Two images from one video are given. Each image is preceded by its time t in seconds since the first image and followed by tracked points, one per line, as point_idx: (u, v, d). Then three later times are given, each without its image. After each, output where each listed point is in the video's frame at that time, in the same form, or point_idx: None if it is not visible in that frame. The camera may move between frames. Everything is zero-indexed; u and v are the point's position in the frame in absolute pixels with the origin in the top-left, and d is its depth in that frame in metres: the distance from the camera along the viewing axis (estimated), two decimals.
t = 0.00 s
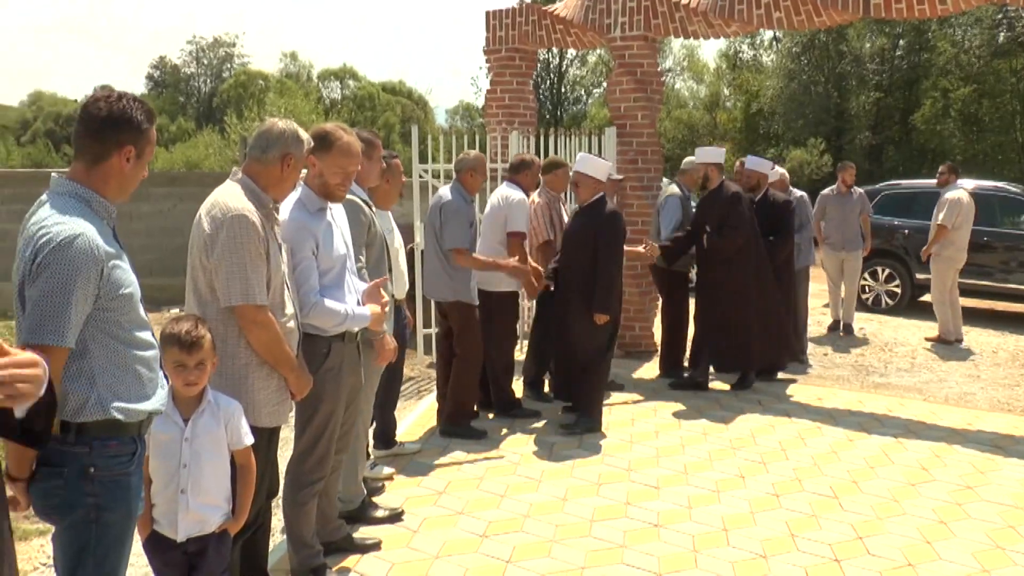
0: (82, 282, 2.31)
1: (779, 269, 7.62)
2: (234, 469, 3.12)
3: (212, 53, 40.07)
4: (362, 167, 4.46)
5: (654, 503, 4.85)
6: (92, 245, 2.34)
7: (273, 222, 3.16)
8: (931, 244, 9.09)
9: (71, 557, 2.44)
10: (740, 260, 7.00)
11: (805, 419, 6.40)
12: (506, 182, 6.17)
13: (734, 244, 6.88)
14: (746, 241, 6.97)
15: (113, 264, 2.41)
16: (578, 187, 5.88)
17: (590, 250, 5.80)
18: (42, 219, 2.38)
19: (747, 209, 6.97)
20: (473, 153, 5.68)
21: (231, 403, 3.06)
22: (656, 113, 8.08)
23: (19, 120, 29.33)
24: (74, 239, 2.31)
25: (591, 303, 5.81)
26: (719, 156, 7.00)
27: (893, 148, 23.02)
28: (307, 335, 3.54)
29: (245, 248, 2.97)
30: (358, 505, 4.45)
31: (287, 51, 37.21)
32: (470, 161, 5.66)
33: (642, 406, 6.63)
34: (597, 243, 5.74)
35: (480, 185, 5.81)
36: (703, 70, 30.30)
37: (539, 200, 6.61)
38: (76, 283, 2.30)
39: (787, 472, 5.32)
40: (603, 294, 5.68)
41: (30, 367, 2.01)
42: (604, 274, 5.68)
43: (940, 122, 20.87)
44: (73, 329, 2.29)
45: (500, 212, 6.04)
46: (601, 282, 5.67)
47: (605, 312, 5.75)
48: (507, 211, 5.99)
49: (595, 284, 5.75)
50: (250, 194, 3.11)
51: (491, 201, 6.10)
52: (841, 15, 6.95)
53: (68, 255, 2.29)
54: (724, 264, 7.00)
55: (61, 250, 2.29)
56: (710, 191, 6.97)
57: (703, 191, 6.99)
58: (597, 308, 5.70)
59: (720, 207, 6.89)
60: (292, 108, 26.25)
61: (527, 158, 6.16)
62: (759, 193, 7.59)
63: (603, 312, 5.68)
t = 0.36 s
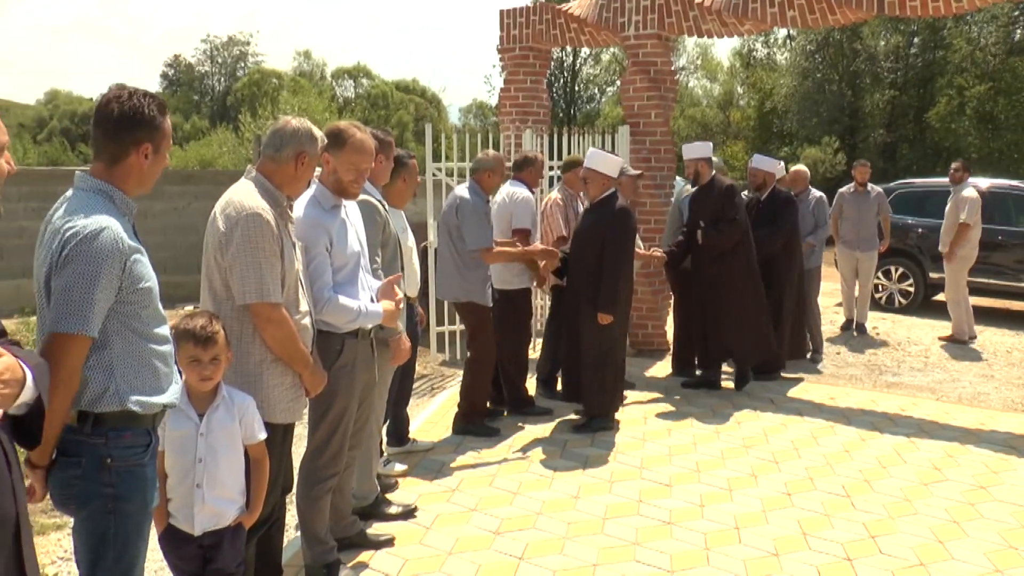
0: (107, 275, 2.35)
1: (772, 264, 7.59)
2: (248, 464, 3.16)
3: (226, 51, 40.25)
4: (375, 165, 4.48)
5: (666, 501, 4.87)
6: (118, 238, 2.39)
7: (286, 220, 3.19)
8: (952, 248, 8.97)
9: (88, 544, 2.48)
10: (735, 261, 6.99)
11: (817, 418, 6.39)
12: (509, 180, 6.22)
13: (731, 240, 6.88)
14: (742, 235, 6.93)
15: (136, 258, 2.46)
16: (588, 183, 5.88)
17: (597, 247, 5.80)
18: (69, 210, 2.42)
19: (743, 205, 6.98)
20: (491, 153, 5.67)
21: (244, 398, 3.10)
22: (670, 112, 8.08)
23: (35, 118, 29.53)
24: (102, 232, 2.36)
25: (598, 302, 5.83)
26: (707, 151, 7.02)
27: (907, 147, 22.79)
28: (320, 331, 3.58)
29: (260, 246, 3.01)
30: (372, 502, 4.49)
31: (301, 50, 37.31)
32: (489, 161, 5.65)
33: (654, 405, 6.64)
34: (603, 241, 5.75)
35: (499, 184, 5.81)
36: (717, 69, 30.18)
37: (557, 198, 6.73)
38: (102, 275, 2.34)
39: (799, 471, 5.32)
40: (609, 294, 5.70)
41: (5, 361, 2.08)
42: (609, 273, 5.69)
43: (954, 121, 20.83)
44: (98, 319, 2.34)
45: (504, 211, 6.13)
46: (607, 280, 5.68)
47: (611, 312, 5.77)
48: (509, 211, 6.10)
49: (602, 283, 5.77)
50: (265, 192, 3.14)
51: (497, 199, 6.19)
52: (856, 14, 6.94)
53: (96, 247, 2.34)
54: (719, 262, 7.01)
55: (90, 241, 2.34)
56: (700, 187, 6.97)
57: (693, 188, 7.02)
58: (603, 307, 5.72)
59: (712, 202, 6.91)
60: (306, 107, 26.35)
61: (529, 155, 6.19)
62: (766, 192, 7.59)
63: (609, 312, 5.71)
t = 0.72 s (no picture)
0: (109, 273, 2.38)
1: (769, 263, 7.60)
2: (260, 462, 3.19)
3: (235, 52, 40.41)
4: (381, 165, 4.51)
5: (673, 499, 4.89)
6: (120, 236, 2.41)
7: (295, 220, 3.22)
8: (968, 247, 8.95)
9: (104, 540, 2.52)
10: (732, 263, 6.75)
11: (824, 418, 6.40)
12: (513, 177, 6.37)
13: (728, 243, 6.67)
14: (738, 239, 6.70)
15: (139, 256, 2.48)
16: (589, 183, 5.88)
17: (602, 248, 5.81)
18: (74, 209, 2.45)
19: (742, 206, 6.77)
20: (507, 154, 5.66)
21: (258, 398, 3.14)
22: (678, 111, 8.10)
23: (46, 118, 29.68)
24: (104, 230, 2.38)
25: (604, 303, 5.84)
26: (706, 151, 6.91)
27: (916, 146, 22.58)
28: (329, 329, 3.61)
29: (268, 246, 3.04)
30: (379, 500, 4.52)
31: (309, 50, 37.38)
32: (504, 163, 5.64)
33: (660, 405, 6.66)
34: (608, 241, 5.76)
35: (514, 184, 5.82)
36: (725, 68, 30.11)
37: (564, 198, 6.80)
38: (105, 274, 2.36)
39: (806, 470, 5.33)
40: (616, 295, 5.72)
41: (26, 389, 1.94)
42: (616, 274, 5.70)
43: (963, 119, 20.75)
44: (101, 316, 2.36)
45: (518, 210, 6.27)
46: (614, 282, 5.70)
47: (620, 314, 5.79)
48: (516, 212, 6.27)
49: (608, 284, 5.78)
50: (273, 192, 3.17)
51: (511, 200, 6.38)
52: (863, 13, 6.91)
53: (98, 246, 2.36)
54: (711, 263, 6.76)
55: (91, 239, 2.36)
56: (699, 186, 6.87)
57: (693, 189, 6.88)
58: (610, 309, 5.74)
59: (710, 202, 6.75)
60: (314, 107, 26.42)
61: (530, 154, 6.27)
62: (765, 193, 7.56)
63: (618, 313, 5.72)
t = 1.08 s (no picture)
0: (101, 280, 2.39)
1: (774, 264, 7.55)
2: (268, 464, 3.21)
3: (242, 53, 40.55)
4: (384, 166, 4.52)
5: (677, 499, 4.89)
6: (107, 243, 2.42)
7: (297, 220, 3.23)
8: (965, 246, 8.93)
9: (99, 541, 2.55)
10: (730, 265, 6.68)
11: (829, 418, 6.38)
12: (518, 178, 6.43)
13: (728, 244, 6.58)
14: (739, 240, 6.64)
15: (128, 260, 2.50)
16: (588, 183, 5.88)
17: (602, 248, 5.79)
18: (53, 225, 2.43)
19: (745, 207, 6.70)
20: (526, 154, 5.69)
21: (266, 398, 3.15)
22: (683, 111, 8.09)
23: (54, 119, 29.77)
24: (86, 239, 2.38)
25: (604, 304, 5.83)
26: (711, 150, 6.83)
27: (923, 145, 22.38)
28: (331, 329, 3.62)
29: (270, 247, 3.05)
30: (383, 500, 4.52)
31: (315, 51, 37.40)
32: (523, 164, 5.67)
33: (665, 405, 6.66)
34: (608, 240, 5.74)
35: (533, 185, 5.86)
36: (732, 68, 30.04)
37: (566, 199, 6.82)
38: (96, 282, 2.37)
39: (810, 470, 5.32)
40: (615, 295, 5.72)
41: (43, 439, 1.92)
42: (616, 274, 5.69)
43: (970, 119, 20.68)
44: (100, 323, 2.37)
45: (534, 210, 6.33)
46: (614, 282, 5.69)
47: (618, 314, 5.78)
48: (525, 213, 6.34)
49: (607, 283, 5.78)
50: (275, 193, 3.18)
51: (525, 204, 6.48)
52: (869, 12, 6.89)
53: (81, 255, 2.36)
54: (710, 265, 6.71)
55: (67, 250, 2.36)
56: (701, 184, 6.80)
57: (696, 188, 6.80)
58: (609, 310, 5.74)
59: (710, 202, 6.68)
60: (321, 108, 26.45)
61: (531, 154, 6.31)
62: (765, 197, 7.52)
63: (616, 314, 5.72)
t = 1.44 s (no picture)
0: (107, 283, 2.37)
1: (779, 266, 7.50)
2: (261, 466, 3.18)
3: (250, 54, 40.68)
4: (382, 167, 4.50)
5: (678, 501, 4.86)
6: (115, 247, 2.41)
7: (290, 222, 3.21)
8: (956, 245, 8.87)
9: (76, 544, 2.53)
10: (727, 266, 6.64)
11: (834, 419, 6.34)
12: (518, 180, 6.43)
13: (726, 244, 6.53)
14: (739, 239, 6.59)
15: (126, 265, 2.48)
16: (588, 184, 5.85)
17: (602, 248, 5.77)
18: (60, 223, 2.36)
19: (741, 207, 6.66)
20: (530, 155, 5.67)
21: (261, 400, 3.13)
22: (688, 111, 8.06)
23: (63, 122, 29.86)
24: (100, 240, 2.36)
25: (604, 305, 5.80)
26: (708, 148, 6.78)
27: (932, 144, 22.26)
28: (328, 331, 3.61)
29: (262, 249, 3.03)
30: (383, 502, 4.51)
31: (323, 53, 37.41)
32: (527, 164, 5.66)
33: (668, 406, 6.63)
34: (608, 240, 5.71)
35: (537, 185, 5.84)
36: (740, 67, 29.95)
37: (570, 199, 6.79)
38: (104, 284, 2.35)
39: (814, 472, 5.28)
40: (615, 296, 5.68)
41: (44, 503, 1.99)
42: (616, 275, 5.67)
43: (979, 118, 20.59)
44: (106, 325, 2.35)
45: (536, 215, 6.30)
46: (614, 283, 5.66)
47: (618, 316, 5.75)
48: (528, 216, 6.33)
49: (608, 284, 5.75)
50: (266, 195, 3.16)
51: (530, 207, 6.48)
52: (874, 11, 6.84)
53: (92, 255, 2.33)
54: (710, 265, 6.66)
55: (76, 249, 2.31)
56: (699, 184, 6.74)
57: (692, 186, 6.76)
58: (609, 311, 5.71)
59: (708, 201, 6.61)
60: (329, 110, 26.48)
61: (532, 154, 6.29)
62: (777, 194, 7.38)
63: (616, 316, 5.70)
